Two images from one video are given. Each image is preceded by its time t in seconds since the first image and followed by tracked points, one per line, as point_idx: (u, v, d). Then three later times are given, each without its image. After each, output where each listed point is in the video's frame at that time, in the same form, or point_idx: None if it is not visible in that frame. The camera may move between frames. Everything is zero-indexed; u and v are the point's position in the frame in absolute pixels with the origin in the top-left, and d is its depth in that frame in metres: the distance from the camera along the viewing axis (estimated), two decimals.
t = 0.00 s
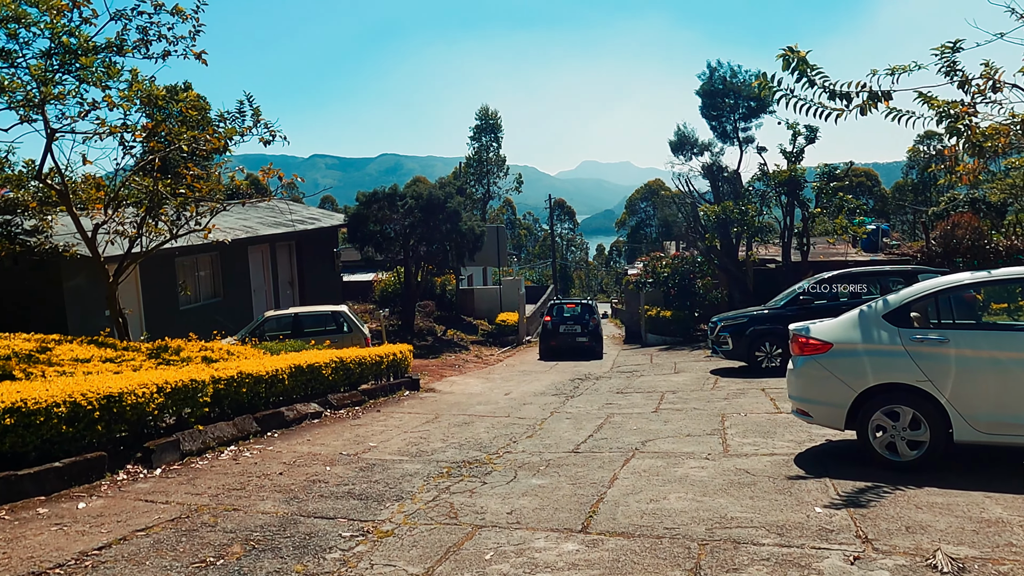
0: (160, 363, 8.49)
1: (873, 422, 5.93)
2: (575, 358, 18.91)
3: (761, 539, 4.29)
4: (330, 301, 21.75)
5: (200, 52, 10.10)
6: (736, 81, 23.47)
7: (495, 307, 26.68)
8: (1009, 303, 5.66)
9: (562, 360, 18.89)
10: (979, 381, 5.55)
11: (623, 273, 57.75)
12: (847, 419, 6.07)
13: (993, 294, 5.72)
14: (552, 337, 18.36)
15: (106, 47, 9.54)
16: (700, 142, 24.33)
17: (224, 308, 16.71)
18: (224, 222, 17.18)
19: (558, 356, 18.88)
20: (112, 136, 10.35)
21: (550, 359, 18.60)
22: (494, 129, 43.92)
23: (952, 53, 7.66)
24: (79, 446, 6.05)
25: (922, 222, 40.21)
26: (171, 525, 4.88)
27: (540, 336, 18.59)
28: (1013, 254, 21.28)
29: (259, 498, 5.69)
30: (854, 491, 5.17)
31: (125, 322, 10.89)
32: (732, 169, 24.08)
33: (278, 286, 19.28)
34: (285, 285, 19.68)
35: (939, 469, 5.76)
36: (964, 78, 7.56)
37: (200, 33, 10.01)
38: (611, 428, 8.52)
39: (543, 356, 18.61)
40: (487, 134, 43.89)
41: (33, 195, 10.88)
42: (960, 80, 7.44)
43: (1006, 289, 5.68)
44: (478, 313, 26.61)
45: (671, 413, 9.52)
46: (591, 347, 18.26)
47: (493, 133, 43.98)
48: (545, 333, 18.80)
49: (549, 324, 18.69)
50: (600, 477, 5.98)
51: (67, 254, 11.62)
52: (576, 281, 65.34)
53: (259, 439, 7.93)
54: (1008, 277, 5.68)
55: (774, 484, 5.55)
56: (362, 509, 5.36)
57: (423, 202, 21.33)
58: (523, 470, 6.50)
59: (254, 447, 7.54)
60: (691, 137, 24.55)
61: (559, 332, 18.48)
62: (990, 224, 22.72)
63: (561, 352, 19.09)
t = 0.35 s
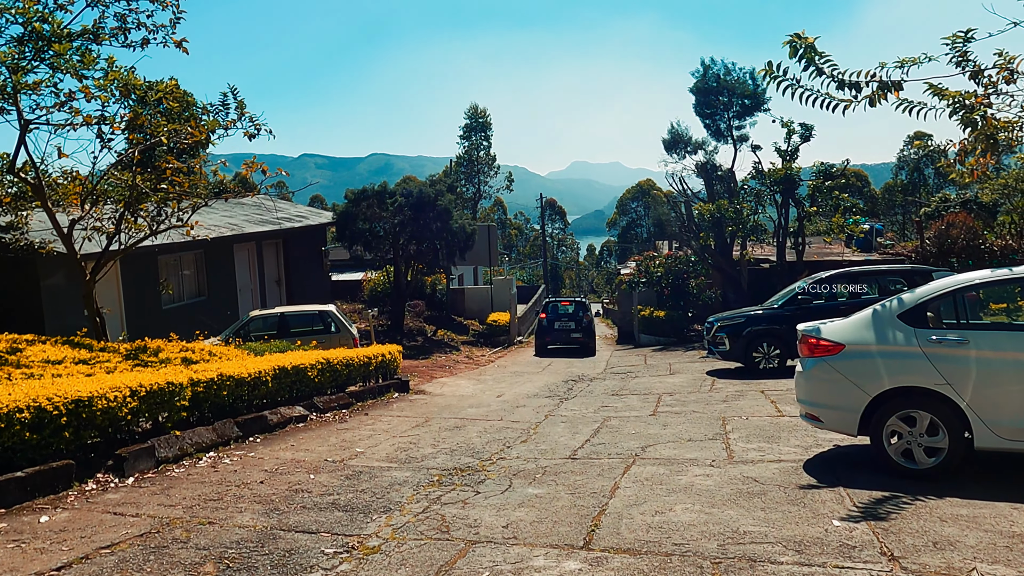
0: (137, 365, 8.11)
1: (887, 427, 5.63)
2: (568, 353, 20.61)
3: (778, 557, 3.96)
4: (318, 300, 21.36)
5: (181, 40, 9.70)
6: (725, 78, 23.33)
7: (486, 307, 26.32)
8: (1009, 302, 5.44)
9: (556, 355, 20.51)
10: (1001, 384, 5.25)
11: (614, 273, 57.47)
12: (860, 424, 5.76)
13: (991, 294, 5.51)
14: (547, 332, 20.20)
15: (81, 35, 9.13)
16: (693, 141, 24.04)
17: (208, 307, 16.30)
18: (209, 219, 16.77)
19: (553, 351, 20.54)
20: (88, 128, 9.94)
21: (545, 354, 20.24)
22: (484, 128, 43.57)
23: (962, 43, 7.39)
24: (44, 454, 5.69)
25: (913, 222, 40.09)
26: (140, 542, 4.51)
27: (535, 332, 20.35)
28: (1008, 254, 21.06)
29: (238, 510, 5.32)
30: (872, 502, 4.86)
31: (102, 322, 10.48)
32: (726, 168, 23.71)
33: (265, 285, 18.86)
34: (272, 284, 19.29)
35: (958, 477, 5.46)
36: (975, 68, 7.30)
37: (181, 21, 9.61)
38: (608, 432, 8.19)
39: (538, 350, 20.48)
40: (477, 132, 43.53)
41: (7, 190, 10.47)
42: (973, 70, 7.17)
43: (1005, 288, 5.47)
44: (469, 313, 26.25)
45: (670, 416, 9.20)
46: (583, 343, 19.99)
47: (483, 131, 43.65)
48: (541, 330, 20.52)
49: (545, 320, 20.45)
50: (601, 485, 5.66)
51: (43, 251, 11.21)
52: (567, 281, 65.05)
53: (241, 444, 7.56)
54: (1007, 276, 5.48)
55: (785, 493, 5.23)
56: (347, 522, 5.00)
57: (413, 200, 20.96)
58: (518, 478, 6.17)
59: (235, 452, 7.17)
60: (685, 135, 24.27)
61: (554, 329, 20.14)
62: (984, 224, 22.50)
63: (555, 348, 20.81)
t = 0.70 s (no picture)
0: (118, 367, 7.73)
1: (913, 434, 5.32)
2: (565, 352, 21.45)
3: None
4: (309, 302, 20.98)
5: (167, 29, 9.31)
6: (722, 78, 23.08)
7: (480, 309, 25.99)
8: (1012, 304, 5.23)
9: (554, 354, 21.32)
10: None
11: (606, 275, 57.22)
12: (882, 430, 5.45)
13: (996, 296, 5.30)
14: (545, 333, 21.00)
15: (61, 23, 8.74)
16: (690, 141, 23.77)
17: (196, 308, 15.91)
18: (196, 218, 16.36)
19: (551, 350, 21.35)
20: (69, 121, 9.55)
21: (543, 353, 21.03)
22: (477, 129, 43.26)
23: (982, 33, 7.09)
24: (13, 463, 5.33)
25: (907, 224, 40.02)
26: (113, 560, 4.15)
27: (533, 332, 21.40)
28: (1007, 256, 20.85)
29: (222, 523, 4.96)
30: (903, 514, 4.53)
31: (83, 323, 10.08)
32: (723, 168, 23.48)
33: (254, 287, 18.46)
34: (261, 284, 18.90)
35: (989, 487, 5.15)
36: (995, 58, 7.00)
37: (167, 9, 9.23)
38: (611, 438, 7.86)
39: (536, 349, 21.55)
40: (469, 133, 43.18)
41: None
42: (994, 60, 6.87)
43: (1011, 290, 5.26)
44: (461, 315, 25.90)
45: (674, 420, 8.88)
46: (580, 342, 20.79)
47: (475, 132, 43.31)
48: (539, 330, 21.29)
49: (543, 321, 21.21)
50: (609, 496, 5.33)
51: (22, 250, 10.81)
52: (560, 283, 64.80)
53: (226, 451, 7.19)
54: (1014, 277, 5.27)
55: (807, 505, 4.91)
56: (339, 536, 4.64)
57: (405, 199, 20.60)
58: (520, 487, 5.83)
59: (221, 460, 6.80)
60: (681, 135, 24.00)
61: (552, 329, 20.92)
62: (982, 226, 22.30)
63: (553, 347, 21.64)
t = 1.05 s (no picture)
0: (95, 372, 7.37)
1: (935, 444, 5.03)
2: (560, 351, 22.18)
3: None
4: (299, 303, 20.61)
5: (150, 19, 8.94)
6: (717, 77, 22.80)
7: (472, 310, 25.66)
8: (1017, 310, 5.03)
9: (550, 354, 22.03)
10: None
11: (599, 277, 57.00)
12: (901, 439, 5.17)
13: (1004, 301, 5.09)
14: (541, 333, 21.66)
15: (38, 11, 8.37)
16: (685, 141, 23.50)
17: (182, 310, 15.53)
18: (182, 217, 15.98)
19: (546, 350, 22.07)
20: (46, 114, 9.17)
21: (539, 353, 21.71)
22: (468, 129, 42.95)
23: (998, 25, 6.82)
24: None
25: (899, 226, 40.00)
26: None
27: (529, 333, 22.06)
28: (1004, 258, 20.68)
29: (199, 541, 4.61)
30: (932, 532, 4.24)
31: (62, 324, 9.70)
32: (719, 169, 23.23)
33: (242, 287, 18.08)
34: (249, 285, 18.51)
35: (1017, 500, 4.86)
36: (1012, 52, 6.74)
37: None
38: (612, 445, 7.54)
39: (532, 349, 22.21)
40: (461, 134, 42.86)
41: None
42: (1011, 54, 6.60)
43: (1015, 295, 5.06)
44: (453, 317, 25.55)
45: (675, 427, 8.56)
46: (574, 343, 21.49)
47: (467, 133, 42.99)
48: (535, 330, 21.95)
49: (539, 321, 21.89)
50: (615, 510, 5.00)
51: None
52: (552, 285, 64.56)
53: (208, 459, 6.84)
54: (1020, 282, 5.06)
55: (828, 519, 4.60)
56: (326, 556, 4.30)
57: (397, 199, 20.24)
58: (519, 500, 5.50)
59: (202, 470, 6.45)
60: (676, 135, 23.75)
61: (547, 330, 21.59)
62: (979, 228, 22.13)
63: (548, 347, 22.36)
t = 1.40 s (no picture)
0: (71, 374, 7.01)
1: (960, 454, 4.74)
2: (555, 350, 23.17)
3: None
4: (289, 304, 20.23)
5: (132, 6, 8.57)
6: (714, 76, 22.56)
7: (465, 311, 25.37)
8: None
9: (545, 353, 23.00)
10: None
11: (591, 278, 56.73)
12: (924, 450, 4.88)
13: None
14: (537, 333, 22.65)
15: None
16: (681, 141, 23.24)
17: (168, 310, 15.16)
18: (169, 216, 15.62)
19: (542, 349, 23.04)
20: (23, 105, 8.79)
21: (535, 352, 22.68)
22: (460, 129, 42.61)
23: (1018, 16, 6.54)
24: None
25: (892, 228, 39.90)
26: None
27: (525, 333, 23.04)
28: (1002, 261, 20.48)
29: (174, 559, 4.27)
30: (964, 551, 3.95)
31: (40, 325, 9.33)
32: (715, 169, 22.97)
33: (231, 287, 17.72)
34: (238, 285, 18.13)
35: None
36: None
37: None
38: (613, 452, 7.23)
39: (528, 348, 23.14)
40: (454, 134, 42.54)
41: None
42: None
43: None
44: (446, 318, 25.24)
45: (677, 432, 8.26)
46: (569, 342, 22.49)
47: (460, 133, 42.67)
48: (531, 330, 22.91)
49: (534, 322, 22.82)
50: (621, 525, 4.70)
51: None
52: (545, 286, 64.25)
53: (189, 467, 6.50)
54: None
55: (849, 535, 4.32)
56: None
57: (389, 197, 19.90)
58: (518, 512, 5.19)
59: (183, 479, 6.12)
60: (672, 135, 23.47)
61: (543, 330, 22.57)
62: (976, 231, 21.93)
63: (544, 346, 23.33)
